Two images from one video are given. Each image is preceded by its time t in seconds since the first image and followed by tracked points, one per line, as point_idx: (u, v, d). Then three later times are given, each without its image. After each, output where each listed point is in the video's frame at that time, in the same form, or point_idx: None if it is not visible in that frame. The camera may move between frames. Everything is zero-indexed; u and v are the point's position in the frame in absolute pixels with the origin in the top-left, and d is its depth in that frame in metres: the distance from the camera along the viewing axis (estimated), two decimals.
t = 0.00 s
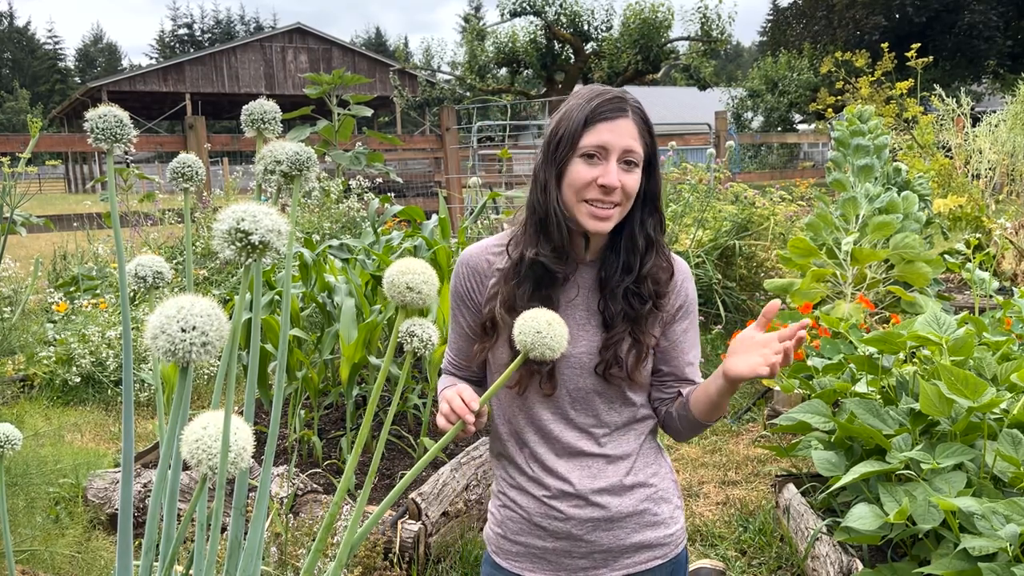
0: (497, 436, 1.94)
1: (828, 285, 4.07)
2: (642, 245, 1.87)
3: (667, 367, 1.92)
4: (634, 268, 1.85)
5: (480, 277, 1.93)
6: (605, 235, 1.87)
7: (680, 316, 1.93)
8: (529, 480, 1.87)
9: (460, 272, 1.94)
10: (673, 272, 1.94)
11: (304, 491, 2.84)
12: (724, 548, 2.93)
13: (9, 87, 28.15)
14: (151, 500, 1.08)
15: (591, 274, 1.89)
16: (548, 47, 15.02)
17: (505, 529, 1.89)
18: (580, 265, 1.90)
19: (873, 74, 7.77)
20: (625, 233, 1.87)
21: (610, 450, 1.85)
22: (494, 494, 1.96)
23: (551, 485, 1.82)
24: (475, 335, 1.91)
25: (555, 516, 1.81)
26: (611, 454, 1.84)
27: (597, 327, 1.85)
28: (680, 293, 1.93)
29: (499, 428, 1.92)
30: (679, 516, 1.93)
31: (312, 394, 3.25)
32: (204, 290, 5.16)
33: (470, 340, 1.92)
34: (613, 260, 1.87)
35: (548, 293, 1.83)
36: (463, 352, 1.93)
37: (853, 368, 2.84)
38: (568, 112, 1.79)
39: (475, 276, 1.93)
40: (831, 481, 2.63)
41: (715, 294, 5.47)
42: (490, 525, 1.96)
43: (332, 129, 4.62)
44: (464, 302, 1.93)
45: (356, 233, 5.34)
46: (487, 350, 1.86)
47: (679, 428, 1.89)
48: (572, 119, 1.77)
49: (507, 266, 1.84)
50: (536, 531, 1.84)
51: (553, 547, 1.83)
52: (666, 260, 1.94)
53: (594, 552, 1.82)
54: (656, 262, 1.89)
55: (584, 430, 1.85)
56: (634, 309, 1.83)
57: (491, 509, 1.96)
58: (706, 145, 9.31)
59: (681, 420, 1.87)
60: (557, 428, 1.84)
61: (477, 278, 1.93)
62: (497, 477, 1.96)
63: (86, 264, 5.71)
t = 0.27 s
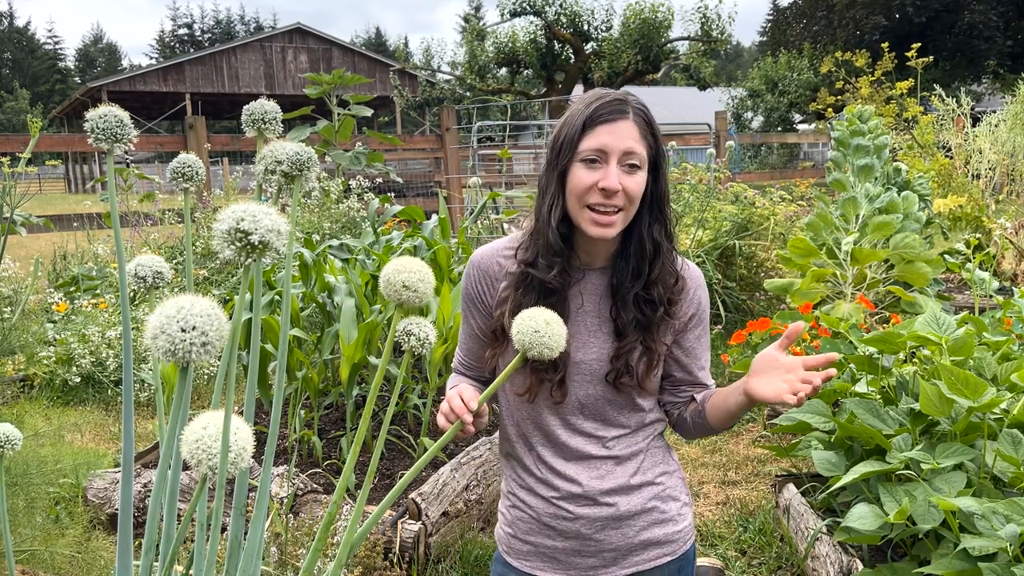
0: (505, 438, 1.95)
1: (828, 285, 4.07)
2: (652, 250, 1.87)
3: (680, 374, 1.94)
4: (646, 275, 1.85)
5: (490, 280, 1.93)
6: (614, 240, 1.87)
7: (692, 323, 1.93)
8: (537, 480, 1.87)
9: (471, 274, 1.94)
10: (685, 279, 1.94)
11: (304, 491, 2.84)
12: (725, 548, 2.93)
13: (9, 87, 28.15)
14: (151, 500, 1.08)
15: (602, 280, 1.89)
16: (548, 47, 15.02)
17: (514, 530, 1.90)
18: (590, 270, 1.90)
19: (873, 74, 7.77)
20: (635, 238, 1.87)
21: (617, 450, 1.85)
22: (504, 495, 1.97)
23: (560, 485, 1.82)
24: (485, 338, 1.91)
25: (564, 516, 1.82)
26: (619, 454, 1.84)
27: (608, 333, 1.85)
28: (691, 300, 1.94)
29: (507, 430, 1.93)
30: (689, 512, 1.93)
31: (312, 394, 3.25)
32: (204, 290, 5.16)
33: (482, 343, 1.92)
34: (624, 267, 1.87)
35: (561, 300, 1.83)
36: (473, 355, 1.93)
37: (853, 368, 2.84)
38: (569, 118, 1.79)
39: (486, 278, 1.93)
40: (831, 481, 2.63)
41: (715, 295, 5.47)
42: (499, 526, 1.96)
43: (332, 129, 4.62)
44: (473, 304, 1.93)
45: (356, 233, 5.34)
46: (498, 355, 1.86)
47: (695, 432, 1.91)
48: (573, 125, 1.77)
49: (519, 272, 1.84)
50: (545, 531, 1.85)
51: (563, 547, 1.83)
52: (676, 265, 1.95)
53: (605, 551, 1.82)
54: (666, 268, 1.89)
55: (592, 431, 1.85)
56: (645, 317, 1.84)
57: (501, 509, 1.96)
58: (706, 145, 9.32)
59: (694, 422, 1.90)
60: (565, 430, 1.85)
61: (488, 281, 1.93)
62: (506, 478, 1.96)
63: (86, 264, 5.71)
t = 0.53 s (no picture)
0: (510, 437, 1.95)
1: (827, 285, 4.07)
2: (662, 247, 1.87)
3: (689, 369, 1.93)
4: (655, 270, 1.85)
5: (498, 277, 1.93)
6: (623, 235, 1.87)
7: (703, 316, 1.92)
8: (542, 481, 1.87)
9: (479, 271, 1.94)
10: (693, 274, 1.93)
11: (304, 491, 2.84)
12: (725, 548, 2.93)
13: (9, 87, 28.15)
14: (151, 500, 1.08)
15: (611, 276, 1.89)
16: (548, 47, 15.02)
17: (518, 530, 1.90)
18: (600, 266, 1.90)
19: (873, 74, 7.77)
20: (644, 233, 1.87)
21: (622, 450, 1.85)
22: (508, 495, 1.97)
23: (563, 486, 1.82)
24: (493, 335, 1.90)
25: (568, 517, 1.82)
26: (623, 453, 1.84)
27: (617, 329, 1.86)
28: (700, 295, 1.93)
29: (512, 429, 1.93)
30: (693, 514, 1.93)
31: (312, 394, 3.25)
32: (204, 290, 5.16)
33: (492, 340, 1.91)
34: (634, 262, 1.87)
35: (570, 297, 1.83)
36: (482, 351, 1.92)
37: (853, 368, 2.84)
38: (572, 119, 1.80)
39: (494, 275, 1.94)
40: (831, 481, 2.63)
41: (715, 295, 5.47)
42: (503, 526, 1.96)
43: (332, 129, 4.62)
44: (481, 301, 1.93)
45: (356, 233, 5.34)
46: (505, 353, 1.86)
47: (728, 424, 1.81)
48: (577, 125, 1.77)
49: (527, 269, 1.85)
50: (548, 532, 1.85)
51: (567, 547, 1.84)
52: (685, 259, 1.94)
53: (609, 552, 1.82)
54: (676, 262, 1.88)
55: (597, 430, 1.85)
56: (655, 312, 1.84)
57: (505, 509, 1.97)
58: (706, 145, 9.32)
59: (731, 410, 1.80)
60: (570, 429, 1.85)
61: (497, 278, 1.93)
62: (510, 478, 1.97)
63: (86, 264, 5.71)
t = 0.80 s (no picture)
0: (515, 438, 1.94)
1: (828, 285, 4.06)
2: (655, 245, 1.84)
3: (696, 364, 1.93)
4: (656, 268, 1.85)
5: (503, 275, 1.93)
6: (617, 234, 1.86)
7: (708, 313, 1.93)
8: (547, 482, 1.87)
9: (483, 270, 1.95)
10: (698, 270, 1.93)
11: (304, 491, 2.84)
12: (725, 548, 2.93)
13: (9, 87, 28.15)
14: (151, 500, 1.08)
15: (614, 274, 1.90)
16: (548, 47, 15.01)
17: (523, 532, 1.90)
18: (603, 264, 1.91)
19: (873, 74, 7.77)
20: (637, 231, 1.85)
21: (628, 451, 1.85)
22: (512, 496, 1.96)
23: (569, 487, 1.82)
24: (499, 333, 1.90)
25: (574, 518, 1.82)
26: (630, 454, 1.84)
27: (624, 327, 1.86)
28: (706, 291, 1.93)
29: (517, 429, 1.92)
30: (697, 515, 1.93)
31: (312, 394, 3.25)
32: (204, 290, 5.16)
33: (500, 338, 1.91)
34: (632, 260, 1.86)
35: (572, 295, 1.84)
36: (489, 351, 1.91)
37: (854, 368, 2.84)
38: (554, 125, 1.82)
39: (499, 274, 1.94)
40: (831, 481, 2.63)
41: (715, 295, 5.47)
42: (507, 528, 1.96)
43: (332, 129, 4.62)
44: (486, 300, 1.93)
45: (356, 233, 5.34)
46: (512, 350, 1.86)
47: (731, 418, 1.85)
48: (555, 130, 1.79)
49: (528, 268, 1.87)
50: (554, 534, 1.85)
51: (572, 549, 1.84)
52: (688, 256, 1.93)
53: (615, 553, 1.82)
54: (676, 259, 1.87)
55: (603, 430, 1.85)
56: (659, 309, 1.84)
57: (509, 511, 1.96)
58: (706, 145, 9.32)
59: (736, 408, 1.83)
60: (577, 430, 1.85)
61: (502, 276, 1.94)
62: (515, 479, 1.96)
63: (86, 264, 5.71)
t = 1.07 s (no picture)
0: (516, 438, 1.94)
1: (827, 285, 4.06)
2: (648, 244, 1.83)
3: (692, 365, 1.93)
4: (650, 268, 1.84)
5: (502, 277, 1.94)
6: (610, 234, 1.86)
7: (706, 311, 1.91)
8: (547, 482, 1.87)
9: (483, 272, 1.95)
10: (695, 269, 1.92)
11: (304, 491, 2.84)
12: (725, 548, 2.93)
13: (9, 87, 28.13)
14: (151, 500, 1.08)
15: (610, 274, 1.89)
16: (548, 47, 15.02)
17: (523, 532, 1.90)
18: (598, 265, 1.91)
19: (873, 73, 7.77)
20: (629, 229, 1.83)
21: (628, 451, 1.85)
22: (512, 497, 1.96)
23: (569, 487, 1.82)
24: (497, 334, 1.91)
25: (573, 518, 1.82)
26: (629, 454, 1.84)
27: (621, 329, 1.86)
28: (703, 289, 1.91)
29: (518, 429, 1.93)
30: (697, 516, 1.93)
31: (312, 394, 3.25)
32: (204, 290, 5.16)
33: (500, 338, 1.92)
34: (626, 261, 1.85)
35: (567, 297, 1.84)
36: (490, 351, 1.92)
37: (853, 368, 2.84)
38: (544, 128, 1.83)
39: (498, 275, 1.94)
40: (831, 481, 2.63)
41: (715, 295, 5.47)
42: (507, 528, 1.96)
43: (332, 130, 4.62)
44: (486, 302, 1.93)
45: (356, 233, 5.34)
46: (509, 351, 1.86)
47: (722, 421, 1.85)
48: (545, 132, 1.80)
49: (524, 271, 1.87)
50: (554, 534, 1.84)
51: (572, 549, 1.83)
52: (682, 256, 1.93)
53: (614, 553, 1.82)
54: (672, 259, 1.86)
55: (603, 431, 1.85)
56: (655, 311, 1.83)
57: (509, 511, 1.96)
58: (706, 145, 9.32)
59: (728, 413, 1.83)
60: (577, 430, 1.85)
61: (500, 278, 1.94)
62: (514, 479, 1.96)
63: (86, 264, 5.71)
